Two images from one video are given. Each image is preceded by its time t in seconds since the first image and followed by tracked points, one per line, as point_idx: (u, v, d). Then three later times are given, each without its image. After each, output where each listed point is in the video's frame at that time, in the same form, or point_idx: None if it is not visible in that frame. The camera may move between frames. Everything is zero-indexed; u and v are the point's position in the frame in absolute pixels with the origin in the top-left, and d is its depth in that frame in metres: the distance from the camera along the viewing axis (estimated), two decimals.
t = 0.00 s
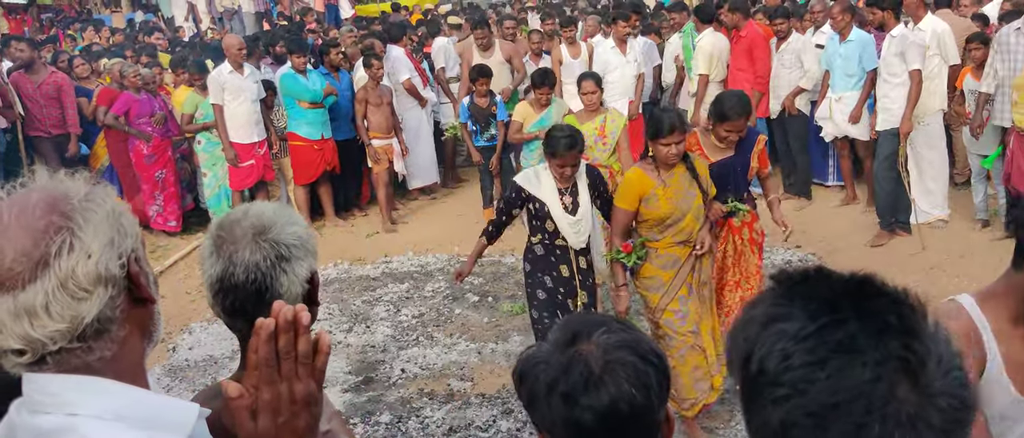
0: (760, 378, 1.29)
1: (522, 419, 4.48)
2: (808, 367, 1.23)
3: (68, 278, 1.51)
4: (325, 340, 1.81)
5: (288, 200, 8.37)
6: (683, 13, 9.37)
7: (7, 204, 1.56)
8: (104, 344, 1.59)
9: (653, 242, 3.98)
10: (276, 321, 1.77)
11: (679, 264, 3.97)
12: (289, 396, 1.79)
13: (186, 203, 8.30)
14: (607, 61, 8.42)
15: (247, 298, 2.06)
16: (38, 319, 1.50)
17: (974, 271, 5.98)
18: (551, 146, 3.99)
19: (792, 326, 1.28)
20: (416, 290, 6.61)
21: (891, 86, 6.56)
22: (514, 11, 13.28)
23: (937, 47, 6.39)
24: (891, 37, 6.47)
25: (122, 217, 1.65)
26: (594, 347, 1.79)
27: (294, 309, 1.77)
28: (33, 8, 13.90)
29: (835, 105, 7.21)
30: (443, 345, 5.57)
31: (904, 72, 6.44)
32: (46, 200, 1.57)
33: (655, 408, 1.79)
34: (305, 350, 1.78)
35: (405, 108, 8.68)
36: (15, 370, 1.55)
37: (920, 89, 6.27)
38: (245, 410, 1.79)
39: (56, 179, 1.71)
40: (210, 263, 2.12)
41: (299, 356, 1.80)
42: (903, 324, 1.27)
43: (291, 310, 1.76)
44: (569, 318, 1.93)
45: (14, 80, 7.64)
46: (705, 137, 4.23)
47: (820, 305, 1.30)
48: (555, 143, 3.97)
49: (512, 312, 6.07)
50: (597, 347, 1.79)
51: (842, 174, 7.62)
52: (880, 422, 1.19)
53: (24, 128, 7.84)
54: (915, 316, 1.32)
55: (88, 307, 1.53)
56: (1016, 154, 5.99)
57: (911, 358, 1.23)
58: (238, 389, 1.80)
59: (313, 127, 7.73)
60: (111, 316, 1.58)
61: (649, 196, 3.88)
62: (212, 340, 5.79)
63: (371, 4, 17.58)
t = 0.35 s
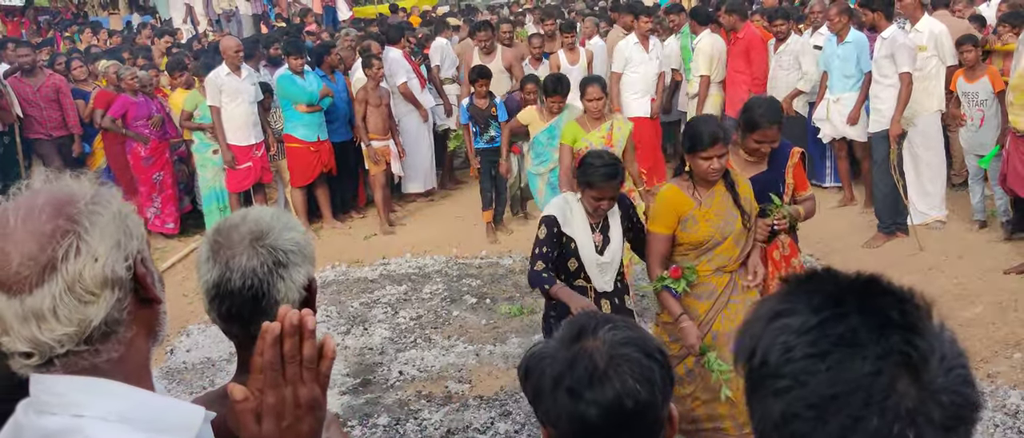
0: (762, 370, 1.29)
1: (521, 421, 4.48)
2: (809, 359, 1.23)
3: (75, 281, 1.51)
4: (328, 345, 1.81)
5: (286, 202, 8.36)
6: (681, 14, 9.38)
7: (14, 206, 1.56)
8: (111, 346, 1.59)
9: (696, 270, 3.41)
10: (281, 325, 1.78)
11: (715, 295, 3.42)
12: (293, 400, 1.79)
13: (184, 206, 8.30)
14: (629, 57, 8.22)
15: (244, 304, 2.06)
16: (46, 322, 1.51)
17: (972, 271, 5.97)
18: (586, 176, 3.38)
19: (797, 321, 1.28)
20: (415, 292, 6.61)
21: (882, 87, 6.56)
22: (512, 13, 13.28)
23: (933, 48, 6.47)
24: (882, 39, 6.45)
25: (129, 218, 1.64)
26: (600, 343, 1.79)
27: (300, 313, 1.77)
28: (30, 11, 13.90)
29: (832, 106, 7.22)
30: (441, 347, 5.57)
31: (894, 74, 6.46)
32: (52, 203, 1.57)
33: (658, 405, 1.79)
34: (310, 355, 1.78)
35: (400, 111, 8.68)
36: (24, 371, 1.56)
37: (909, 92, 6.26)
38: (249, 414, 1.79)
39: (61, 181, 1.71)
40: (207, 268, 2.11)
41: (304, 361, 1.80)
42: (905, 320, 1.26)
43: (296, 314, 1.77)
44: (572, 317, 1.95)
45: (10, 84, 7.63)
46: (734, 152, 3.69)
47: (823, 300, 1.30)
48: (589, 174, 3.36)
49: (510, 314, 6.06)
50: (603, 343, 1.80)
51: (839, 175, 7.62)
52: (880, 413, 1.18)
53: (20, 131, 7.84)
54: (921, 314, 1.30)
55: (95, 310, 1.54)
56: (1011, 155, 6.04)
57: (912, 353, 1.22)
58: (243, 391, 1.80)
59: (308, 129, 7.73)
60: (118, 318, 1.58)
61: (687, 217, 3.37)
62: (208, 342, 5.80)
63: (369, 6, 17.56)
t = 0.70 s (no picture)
0: (768, 369, 1.27)
1: (520, 417, 4.47)
2: (818, 355, 1.22)
3: (85, 277, 1.50)
4: (332, 341, 1.80)
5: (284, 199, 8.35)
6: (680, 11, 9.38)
7: (26, 198, 1.55)
8: (119, 343, 1.57)
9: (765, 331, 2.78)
10: (286, 321, 1.77)
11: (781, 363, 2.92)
12: (297, 396, 1.78)
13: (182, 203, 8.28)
14: (649, 58, 8.08)
15: (236, 302, 2.04)
16: (54, 318, 1.49)
17: (971, 267, 5.97)
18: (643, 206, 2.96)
19: (803, 317, 1.27)
20: (413, 289, 6.60)
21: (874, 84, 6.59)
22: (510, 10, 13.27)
23: (931, 44, 6.46)
24: (876, 35, 6.43)
25: (141, 212, 1.63)
26: (592, 337, 1.80)
27: (303, 309, 1.77)
28: (26, 8, 13.88)
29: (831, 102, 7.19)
30: (440, 344, 5.56)
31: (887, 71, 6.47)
32: (63, 196, 1.55)
33: (651, 400, 1.78)
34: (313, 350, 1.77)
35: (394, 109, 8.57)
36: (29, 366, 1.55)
37: (902, 90, 6.25)
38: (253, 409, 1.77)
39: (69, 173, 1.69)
40: (199, 267, 2.10)
41: (307, 357, 1.79)
42: (915, 313, 1.25)
43: (300, 310, 1.76)
44: (564, 313, 1.94)
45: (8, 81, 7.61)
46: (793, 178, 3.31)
47: (829, 295, 1.29)
48: (646, 203, 2.94)
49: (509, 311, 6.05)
50: (595, 337, 1.80)
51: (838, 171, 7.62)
52: (892, 408, 1.16)
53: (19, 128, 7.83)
54: (927, 308, 1.29)
55: (105, 307, 1.52)
56: (1011, 151, 6.05)
57: (923, 346, 1.20)
58: (247, 388, 1.77)
59: (306, 126, 7.71)
60: (127, 315, 1.57)
61: (752, 267, 2.92)
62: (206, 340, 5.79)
63: (367, 3, 17.56)
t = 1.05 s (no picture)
0: (761, 372, 1.26)
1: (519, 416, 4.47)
2: (811, 357, 1.21)
3: (93, 280, 1.50)
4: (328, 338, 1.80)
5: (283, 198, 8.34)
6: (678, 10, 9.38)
7: (33, 197, 1.55)
8: (123, 346, 1.58)
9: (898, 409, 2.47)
10: (281, 319, 1.78)
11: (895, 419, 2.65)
12: (294, 394, 1.78)
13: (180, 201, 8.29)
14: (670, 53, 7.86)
15: (227, 303, 2.03)
16: (58, 320, 1.49)
17: (970, 266, 5.97)
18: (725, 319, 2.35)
19: (794, 320, 1.26)
20: (412, 288, 6.60)
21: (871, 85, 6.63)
22: (509, 9, 13.28)
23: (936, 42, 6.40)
24: (871, 39, 6.55)
25: (149, 214, 1.63)
26: (586, 339, 1.79)
27: (300, 308, 1.77)
28: (25, 7, 13.88)
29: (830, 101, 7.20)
30: (438, 343, 5.56)
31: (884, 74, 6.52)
32: (72, 197, 1.55)
33: (644, 402, 1.78)
34: (310, 348, 1.77)
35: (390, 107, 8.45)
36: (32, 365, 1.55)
37: (895, 92, 6.38)
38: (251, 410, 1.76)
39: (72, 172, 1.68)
40: (190, 267, 2.09)
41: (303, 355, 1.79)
42: (906, 311, 1.25)
43: (296, 308, 1.76)
44: (560, 312, 1.94)
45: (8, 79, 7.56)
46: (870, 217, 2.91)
47: (821, 297, 1.29)
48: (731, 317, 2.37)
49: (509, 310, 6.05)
50: (589, 339, 1.79)
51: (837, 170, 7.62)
52: (888, 409, 1.15)
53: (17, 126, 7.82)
54: (918, 307, 1.29)
55: (110, 310, 1.53)
56: (1010, 150, 6.06)
57: (916, 345, 1.20)
58: (245, 388, 1.76)
59: (307, 125, 7.70)
60: (131, 318, 1.57)
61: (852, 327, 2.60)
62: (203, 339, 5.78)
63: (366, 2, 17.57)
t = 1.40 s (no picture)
0: (767, 372, 1.26)
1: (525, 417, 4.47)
2: (815, 356, 1.21)
3: (66, 276, 1.50)
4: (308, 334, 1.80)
5: (289, 199, 8.36)
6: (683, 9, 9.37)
7: None
8: (100, 343, 1.58)
9: None
10: (262, 316, 1.77)
11: None
12: (277, 390, 1.78)
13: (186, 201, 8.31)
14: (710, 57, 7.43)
15: (232, 304, 2.05)
16: (35, 320, 1.48)
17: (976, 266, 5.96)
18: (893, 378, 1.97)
19: (799, 320, 1.26)
20: (418, 288, 6.60)
21: (875, 86, 6.60)
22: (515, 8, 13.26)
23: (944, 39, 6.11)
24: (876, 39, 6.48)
25: (113, 214, 1.63)
26: (592, 343, 1.78)
27: (278, 305, 1.76)
28: (31, 8, 13.91)
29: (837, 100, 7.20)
30: (445, 343, 5.56)
31: (887, 74, 6.48)
32: (37, 199, 1.55)
33: (651, 406, 1.78)
34: (289, 345, 1.78)
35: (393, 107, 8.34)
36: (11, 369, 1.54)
37: (905, 93, 6.24)
38: (235, 405, 1.80)
39: (42, 177, 1.67)
40: (196, 268, 2.11)
41: (284, 351, 1.79)
42: (908, 309, 1.25)
43: (275, 305, 1.75)
44: (566, 314, 1.94)
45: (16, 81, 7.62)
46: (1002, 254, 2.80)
47: (823, 296, 1.28)
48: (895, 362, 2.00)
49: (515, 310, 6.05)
50: (595, 343, 1.78)
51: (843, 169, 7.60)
52: (893, 407, 1.16)
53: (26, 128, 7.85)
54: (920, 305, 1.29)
55: (85, 305, 1.53)
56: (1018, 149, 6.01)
57: (919, 342, 1.20)
58: (228, 384, 1.80)
59: (313, 125, 7.70)
60: (106, 314, 1.58)
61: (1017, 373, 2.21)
62: (208, 340, 5.79)
63: (371, 2, 17.56)
